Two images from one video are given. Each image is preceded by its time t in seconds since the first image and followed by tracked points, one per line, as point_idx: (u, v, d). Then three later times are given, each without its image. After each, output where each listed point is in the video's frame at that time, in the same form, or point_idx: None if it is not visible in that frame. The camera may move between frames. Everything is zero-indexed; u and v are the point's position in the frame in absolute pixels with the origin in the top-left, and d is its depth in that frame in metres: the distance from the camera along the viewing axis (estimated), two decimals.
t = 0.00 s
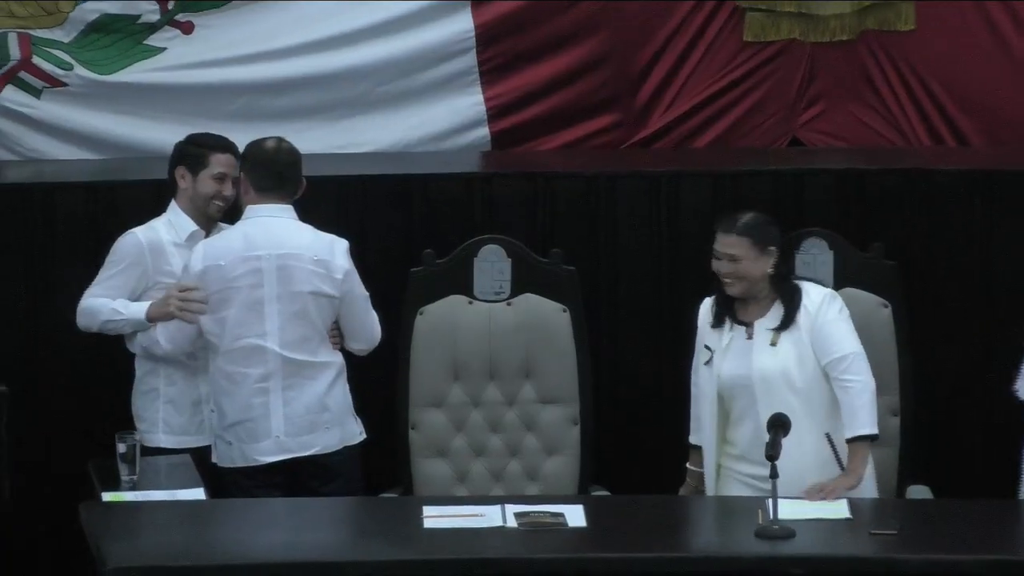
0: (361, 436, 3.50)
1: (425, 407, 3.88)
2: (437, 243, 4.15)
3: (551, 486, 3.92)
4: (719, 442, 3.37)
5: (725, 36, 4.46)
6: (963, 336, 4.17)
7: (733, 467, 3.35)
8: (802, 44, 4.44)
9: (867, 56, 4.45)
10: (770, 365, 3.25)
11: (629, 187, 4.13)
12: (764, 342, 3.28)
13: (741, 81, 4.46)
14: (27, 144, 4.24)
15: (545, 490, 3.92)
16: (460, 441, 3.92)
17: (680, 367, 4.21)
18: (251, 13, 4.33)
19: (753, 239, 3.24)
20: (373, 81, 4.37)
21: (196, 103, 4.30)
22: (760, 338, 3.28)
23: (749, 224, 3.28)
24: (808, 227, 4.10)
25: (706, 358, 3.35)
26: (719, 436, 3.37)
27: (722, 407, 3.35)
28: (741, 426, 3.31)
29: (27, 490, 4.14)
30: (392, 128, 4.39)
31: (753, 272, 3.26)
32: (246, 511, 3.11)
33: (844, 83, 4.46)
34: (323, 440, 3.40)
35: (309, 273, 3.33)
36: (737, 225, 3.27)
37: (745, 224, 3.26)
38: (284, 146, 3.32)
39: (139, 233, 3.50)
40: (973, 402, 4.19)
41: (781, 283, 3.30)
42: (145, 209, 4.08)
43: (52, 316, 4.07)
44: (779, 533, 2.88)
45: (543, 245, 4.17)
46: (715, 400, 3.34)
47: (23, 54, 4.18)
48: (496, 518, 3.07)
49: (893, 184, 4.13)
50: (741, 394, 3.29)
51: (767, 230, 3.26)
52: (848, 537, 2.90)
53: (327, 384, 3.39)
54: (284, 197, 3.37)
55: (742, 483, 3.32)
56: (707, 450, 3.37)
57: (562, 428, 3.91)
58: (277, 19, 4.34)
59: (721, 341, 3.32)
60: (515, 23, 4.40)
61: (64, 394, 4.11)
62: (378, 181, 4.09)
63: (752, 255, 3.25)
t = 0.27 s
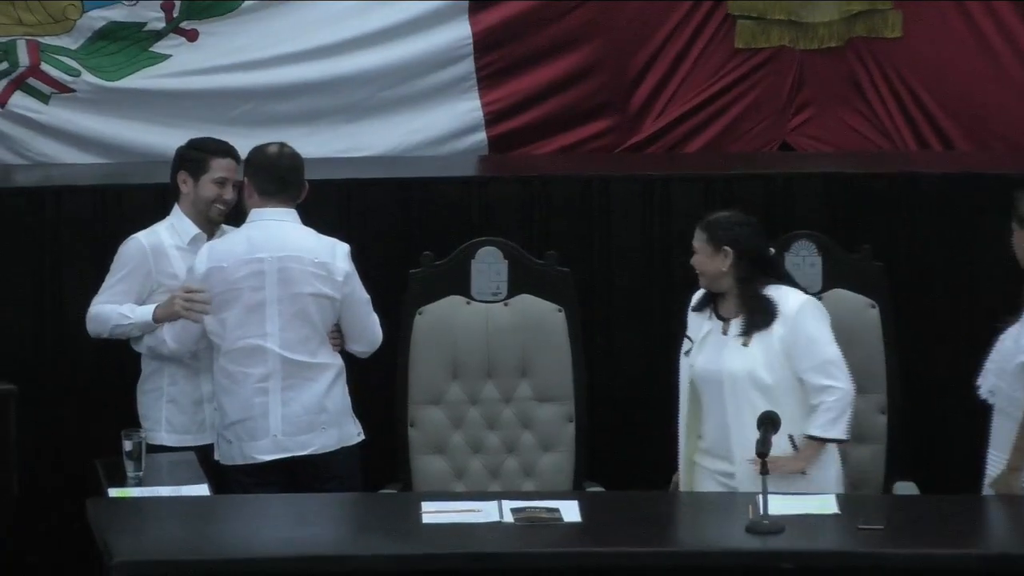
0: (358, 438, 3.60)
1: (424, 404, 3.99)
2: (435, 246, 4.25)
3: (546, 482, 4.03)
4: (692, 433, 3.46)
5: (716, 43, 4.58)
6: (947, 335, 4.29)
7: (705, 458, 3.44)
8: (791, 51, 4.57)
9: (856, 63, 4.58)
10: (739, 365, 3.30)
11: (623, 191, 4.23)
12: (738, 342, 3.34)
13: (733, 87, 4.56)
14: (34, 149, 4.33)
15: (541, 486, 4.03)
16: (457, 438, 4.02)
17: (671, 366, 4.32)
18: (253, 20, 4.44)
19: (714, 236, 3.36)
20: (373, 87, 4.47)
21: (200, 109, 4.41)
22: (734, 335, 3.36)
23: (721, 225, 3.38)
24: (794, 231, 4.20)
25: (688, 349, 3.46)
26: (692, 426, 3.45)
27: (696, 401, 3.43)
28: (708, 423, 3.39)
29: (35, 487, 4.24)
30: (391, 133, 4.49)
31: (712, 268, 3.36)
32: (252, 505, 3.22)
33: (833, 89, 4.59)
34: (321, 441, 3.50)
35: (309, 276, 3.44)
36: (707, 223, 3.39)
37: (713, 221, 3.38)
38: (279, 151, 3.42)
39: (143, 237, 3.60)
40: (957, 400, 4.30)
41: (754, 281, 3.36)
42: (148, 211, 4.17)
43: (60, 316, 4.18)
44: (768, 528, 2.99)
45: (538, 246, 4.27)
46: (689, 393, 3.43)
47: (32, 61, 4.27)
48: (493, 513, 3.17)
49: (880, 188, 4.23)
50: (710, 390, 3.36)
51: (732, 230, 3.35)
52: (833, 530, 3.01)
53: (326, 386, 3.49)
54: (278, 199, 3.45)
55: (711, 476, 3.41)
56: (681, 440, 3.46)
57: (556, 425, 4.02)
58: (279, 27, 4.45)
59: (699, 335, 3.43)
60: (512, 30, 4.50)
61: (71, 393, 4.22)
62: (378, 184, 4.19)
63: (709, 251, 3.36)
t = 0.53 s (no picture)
0: (355, 438, 3.70)
1: (422, 400, 4.10)
2: (432, 246, 4.36)
3: (540, 477, 4.14)
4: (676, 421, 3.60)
5: (706, 48, 4.72)
6: (931, 333, 4.40)
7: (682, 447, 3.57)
8: (779, 56, 4.70)
9: (843, 69, 4.72)
10: (716, 361, 3.42)
11: (616, 193, 4.34)
12: (720, 339, 3.44)
13: (723, 92, 4.69)
14: (40, 151, 4.44)
15: (535, 480, 4.14)
16: (454, 433, 4.13)
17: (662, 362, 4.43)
18: (254, 26, 4.54)
19: (704, 235, 3.45)
20: (371, 91, 4.57)
21: (203, 112, 4.51)
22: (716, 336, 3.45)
23: (713, 224, 3.46)
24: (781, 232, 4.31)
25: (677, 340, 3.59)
26: (677, 415, 3.60)
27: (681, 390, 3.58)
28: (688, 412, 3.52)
29: (42, 481, 4.35)
30: (389, 136, 4.60)
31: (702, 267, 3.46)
32: (254, 500, 3.32)
33: (819, 95, 4.73)
34: (320, 441, 3.61)
35: (315, 278, 3.54)
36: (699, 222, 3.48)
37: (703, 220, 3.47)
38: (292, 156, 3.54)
39: (145, 237, 3.70)
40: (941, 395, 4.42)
41: (736, 284, 3.46)
42: (152, 212, 4.27)
43: (67, 315, 4.28)
44: (758, 521, 3.07)
45: (533, 246, 4.38)
46: (676, 382, 3.57)
47: (39, 66, 4.38)
48: (490, 506, 3.28)
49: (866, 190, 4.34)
50: (690, 382, 3.49)
51: (722, 231, 3.43)
52: (816, 522, 3.12)
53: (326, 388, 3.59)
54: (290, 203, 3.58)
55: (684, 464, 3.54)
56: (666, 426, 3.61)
57: (550, 421, 4.12)
58: (279, 32, 4.55)
59: (686, 328, 3.55)
60: (507, 35, 4.61)
61: (77, 390, 4.33)
62: (377, 185, 4.30)
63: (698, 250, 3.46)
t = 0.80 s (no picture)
0: (354, 438, 3.81)
1: (416, 397, 4.21)
2: (426, 247, 4.47)
3: (531, 472, 4.24)
4: (666, 415, 3.72)
5: (693, 53, 4.81)
6: (912, 331, 4.52)
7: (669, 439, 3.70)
8: (765, 61, 4.81)
9: (825, 72, 4.81)
10: (697, 359, 3.53)
11: (605, 194, 4.46)
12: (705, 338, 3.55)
13: (710, 96, 4.80)
14: (42, 153, 4.55)
15: (526, 476, 4.24)
16: (447, 429, 4.23)
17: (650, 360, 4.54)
18: (251, 31, 4.66)
19: (691, 239, 3.54)
20: (366, 96, 4.68)
21: (203, 116, 4.62)
22: (698, 334, 3.58)
23: (699, 228, 3.54)
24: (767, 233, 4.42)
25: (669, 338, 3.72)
26: (668, 408, 3.72)
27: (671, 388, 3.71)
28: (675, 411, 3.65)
29: (45, 476, 4.45)
30: (383, 139, 4.72)
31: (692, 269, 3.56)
32: (254, 495, 3.41)
33: (802, 99, 4.82)
34: (320, 440, 3.71)
35: (326, 280, 3.65)
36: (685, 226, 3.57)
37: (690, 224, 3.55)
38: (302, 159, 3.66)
39: (148, 242, 3.81)
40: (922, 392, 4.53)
41: (722, 283, 3.55)
42: (155, 214, 4.40)
43: (68, 313, 4.40)
44: (742, 514, 3.18)
45: (524, 246, 4.49)
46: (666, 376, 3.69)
47: (42, 71, 4.49)
48: (482, 501, 3.38)
49: (849, 191, 4.46)
50: (677, 378, 3.61)
51: (706, 233, 3.52)
52: (798, 516, 3.23)
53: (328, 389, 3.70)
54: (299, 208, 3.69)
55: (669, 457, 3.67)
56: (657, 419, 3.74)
57: (541, 418, 4.23)
58: (276, 37, 4.67)
59: (677, 326, 3.67)
60: (498, 41, 4.71)
61: (80, 386, 4.44)
62: (371, 187, 4.40)
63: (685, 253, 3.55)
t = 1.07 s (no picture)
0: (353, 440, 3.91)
1: (409, 395, 4.32)
2: (420, 248, 4.59)
3: (521, 468, 4.36)
4: (646, 409, 3.82)
5: (680, 58, 4.93)
6: (895, 332, 4.62)
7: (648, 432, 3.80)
8: (750, 67, 4.92)
9: (808, 78, 4.93)
10: (678, 356, 3.62)
11: (594, 197, 4.57)
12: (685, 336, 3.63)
13: (696, 101, 4.91)
14: (43, 156, 4.65)
15: (516, 472, 4.36)
16: (439, 426, 4.34)
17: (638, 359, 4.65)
18: (248, 38, 4.76)
19: (672, 238, 3.63)
20: (361, 101, 4.79)
21: (201, 121, 4.73)
22: (680, 331, 3.67)
23: (680, 228, 3.64)
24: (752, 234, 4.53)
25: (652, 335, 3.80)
26: (648, 402, 3.82)
27: (652, 383, 3.80)
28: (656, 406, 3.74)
29: (48, 473, 4.56)
30: (377, 143, 4.81)
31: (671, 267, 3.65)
32: (249, 491, 3.49)
33: (786, 103, 4.94)
34: (317, 441, 3.82)
35: (327, 283, 3.74)
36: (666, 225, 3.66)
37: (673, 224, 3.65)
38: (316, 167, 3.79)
39: (155, 243, 3.93)
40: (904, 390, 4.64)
41: (703, 281, 3.63)
42: (154, 217, 4.51)
43: (69, 312, 4.51)
44: (728, 510, 3.21)
45: (515, 247, 4.61)
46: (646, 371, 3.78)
47: (43, 76, 4.59)
48: (473, 496, 3.46)
49: (832, 193, 4.58)
50: (658, 373, 3.70)
51: (686, 232, 3.61)
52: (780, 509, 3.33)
53: (328, 391, 3.80)
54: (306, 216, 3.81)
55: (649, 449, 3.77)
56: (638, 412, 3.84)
57: (531, 415, 4.35)
58: (272, 44, 4.77)
59: (660, 324, 3.76)
60: (489, 48, 4.82)
61: (81, 385, 4.54)
62: (365, 190, 4.50)
63: (667, 252, 3.65)
